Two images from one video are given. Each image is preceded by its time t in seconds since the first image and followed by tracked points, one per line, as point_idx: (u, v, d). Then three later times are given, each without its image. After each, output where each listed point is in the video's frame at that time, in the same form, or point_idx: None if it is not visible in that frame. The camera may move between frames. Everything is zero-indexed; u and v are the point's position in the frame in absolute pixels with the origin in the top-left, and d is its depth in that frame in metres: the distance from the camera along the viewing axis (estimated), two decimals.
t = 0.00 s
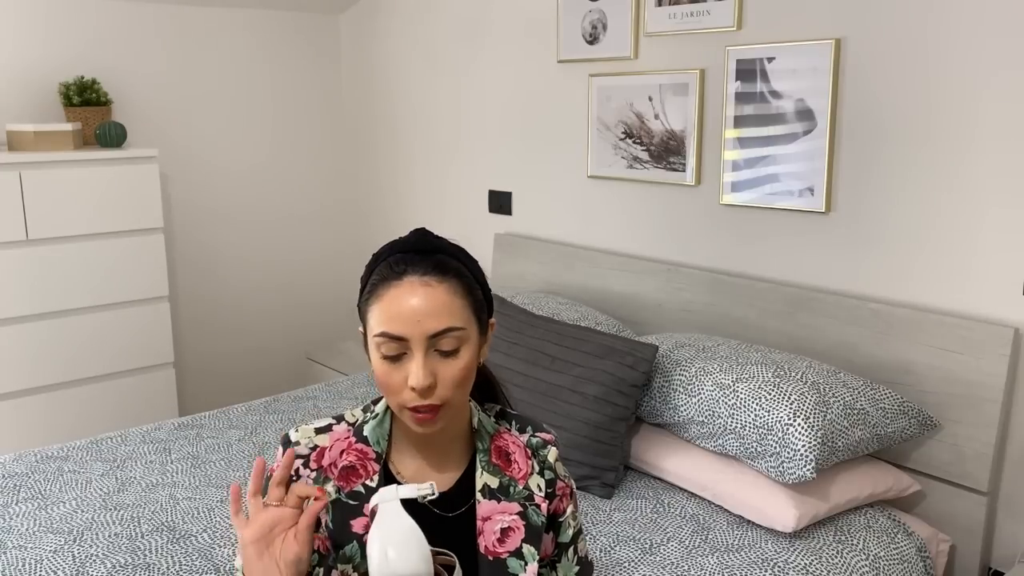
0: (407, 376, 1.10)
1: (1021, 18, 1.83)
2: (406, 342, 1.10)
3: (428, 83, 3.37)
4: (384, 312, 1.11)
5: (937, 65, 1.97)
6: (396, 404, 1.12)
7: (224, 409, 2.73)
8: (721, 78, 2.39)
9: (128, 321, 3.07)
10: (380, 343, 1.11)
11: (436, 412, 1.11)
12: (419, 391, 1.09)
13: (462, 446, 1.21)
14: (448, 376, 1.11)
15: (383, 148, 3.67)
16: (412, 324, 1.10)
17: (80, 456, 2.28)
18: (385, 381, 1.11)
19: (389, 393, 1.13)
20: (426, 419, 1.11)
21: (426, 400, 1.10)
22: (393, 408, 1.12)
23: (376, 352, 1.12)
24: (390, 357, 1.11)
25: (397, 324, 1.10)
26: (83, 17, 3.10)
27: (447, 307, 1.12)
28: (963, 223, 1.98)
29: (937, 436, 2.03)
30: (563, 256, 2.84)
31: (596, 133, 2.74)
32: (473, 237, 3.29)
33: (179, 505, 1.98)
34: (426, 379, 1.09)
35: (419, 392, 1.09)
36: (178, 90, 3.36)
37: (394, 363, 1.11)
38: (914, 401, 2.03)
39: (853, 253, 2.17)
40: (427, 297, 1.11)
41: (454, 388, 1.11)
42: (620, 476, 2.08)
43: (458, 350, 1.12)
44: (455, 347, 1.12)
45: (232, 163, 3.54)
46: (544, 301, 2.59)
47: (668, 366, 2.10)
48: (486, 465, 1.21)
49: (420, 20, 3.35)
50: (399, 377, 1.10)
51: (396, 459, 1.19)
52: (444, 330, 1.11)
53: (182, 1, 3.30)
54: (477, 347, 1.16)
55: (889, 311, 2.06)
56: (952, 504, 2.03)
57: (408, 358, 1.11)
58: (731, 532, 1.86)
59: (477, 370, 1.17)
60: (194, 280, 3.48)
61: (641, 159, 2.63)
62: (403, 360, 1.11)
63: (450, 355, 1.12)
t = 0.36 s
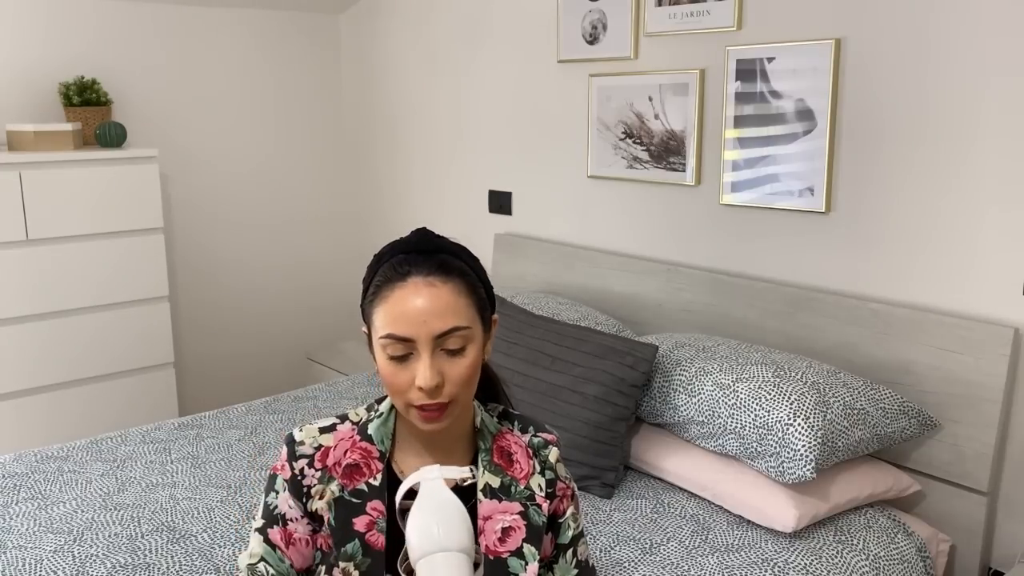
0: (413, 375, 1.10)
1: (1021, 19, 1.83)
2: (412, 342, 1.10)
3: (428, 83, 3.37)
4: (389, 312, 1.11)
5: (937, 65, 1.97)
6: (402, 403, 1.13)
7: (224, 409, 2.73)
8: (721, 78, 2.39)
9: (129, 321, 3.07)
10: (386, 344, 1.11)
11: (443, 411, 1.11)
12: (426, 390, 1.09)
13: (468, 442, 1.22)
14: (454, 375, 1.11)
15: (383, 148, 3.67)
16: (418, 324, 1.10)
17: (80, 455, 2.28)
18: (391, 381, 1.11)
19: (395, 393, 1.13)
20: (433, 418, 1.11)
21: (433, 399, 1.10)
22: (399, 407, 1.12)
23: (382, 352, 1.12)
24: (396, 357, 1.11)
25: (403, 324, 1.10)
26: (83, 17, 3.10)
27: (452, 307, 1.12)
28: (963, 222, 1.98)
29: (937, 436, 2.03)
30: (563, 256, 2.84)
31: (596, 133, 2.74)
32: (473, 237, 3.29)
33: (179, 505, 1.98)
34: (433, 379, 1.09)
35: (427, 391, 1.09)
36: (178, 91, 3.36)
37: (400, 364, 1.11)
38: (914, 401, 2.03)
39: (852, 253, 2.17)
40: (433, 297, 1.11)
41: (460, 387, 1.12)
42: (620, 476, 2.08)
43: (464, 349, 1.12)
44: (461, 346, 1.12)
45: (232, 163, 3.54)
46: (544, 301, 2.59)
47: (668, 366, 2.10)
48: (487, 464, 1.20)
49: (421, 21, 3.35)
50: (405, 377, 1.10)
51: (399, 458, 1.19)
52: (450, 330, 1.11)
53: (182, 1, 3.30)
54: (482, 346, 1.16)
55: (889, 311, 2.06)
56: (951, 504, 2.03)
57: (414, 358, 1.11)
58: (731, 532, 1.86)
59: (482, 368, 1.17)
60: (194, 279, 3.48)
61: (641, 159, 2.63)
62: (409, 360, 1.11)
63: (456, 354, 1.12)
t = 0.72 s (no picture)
0: (416, 383, 1.10)
1: (1021, 18, 1.83)
2: (415, 349, 1.10)
3: (428, 83, 3.37)
4: (392, 318, 1.11)
5: (936, 65, 1.97)
6: (404, 409, 1.13)
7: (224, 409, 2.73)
8: (721, 78, 2.39)
9: (129, 320, 3.07)
10: (389, 349, 1.11)
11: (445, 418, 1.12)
12: (428, 398, 1.09)
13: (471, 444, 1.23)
14: (457, 382, 1.11)
15: (383, 148, 3.67)
16: (422, 330, 1.10)
17: (80, 455, 2.28)
18: (394, 387, 1.11)
19: (398, 398, 1.13)
20: (434, 426, 1.11)
21: (435, 406, 1.10)
22: (402, 412, 1.13)
23: (385, 358, 1.12)
24: (399, 363, 1.11)
25: (406, 331, 1.10)
26: (83, 17, 3.10)
27: (455, 314, 1.12)
28: (963, 222, 1.98)
29: (937, 436, 2.03)
30: (563, 256, 2.84)
31: (596, 133, 2.74)
32: (473, 237, 3.29)
33: (180, 505, 1.98)
34: (435, 386, 1.09)
35: (429, 399, 1.09)
36: (178, 90, 3.36)
37: (403, 370, 1.11)
38: (914, 401, 2.03)
39: (852, 253, 2.17)
40: (436, 304, 1.11)
41: (462, 394, 1.12)
42: (620, 476, 2.08)
43: (466, 357, 1.13)
44: (464, 353, 1.12)
45: (232, 163, 3.54)
46: (545, 301, 2.59)
47: (668, 366, 2.10)
48: (489, 465, 1.21)
49: (421, 21, 3.35)
50: (408, 383, 1.11)
51: (401, 458, 1.20)
52: (453, 337, 1.11)
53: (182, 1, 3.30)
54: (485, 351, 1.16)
55: (888, 311, 2.06)
56: (951, 504, 2.04)
57: (417, 365, 1.11)
58: (731, 532, 1.86)
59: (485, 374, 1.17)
60: (194, 279, 3.48)
61: (641, 159, 2.63)
62: (412, 366, 1.11)
63: (458, 362, 1.12)
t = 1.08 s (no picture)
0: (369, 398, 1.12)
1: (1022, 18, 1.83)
2: (370, 366, 1.11)
3: (427, 83, 3.37)
4: (355, 332, 1.13)
5: (936, 65, 1.97)
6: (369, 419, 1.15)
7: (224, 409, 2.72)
8: (721, 78, 2.39)
9: (130, 320, 3.07)
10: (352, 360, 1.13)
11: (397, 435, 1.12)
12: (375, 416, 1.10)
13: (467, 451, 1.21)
14: (407, 403, 1.11)
15: (383, 148, 3.67)
16: (373, 348, 1.10)
17: (80, 455, 2.28)
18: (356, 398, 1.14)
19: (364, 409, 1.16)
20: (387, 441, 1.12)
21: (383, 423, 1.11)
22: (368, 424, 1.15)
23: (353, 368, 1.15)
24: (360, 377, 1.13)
25: (361, 345, 1.11)
26: (83, 17, 3.10)
27: (411, 335, 1.10)
28: (963, 222, 1.98)
29: (938, 436, 2.03)
30: (563, 256, 2.84)
31: (596, 133, 2.74)
32: (473, 237, 3.30)
33: (180, 505, 1.98)
34: (381, 404, 1.10)
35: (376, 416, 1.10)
36: (178, 90, 3.36)
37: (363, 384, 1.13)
38: (914, 401, 2.03)
39: (852, 253, 2.17)
40: (392, 323, 1.10)
41: (414, 415, 1.11)
42: (620, 476, 2.08)
43: (421, 379, 1.11)
44: (418, 375, 1.11)
45: (232, 163, 3.54)
46: (545, 301, 2.59)
47: (668, 366, 2.10)
48: (493, 467, 1.21)
49: (420, 21, 3.35)
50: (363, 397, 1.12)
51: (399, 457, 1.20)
52: (405, 358, 1.10)
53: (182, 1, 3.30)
54: (451, 374, 1.14)
55: (888, 311, 2.06)
56: (951, 504, 2.03)
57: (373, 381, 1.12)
58: (731, 532, 1.86)
59: (454, 397, 1.15)
60: (194, 279, 3.48)
61: (641, 159, 2.63)
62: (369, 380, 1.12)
63: (412, 384, 1.11)
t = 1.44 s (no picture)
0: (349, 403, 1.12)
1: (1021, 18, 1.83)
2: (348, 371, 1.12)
3: (427, 82, 3.37)
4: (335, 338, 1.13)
5: (936, 65, 1.97)
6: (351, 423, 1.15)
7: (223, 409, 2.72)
8: (721, 78, 2.39)
9: (130, 320, 3.07)
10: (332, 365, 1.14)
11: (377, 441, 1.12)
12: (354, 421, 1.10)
13: (456, 451, 1.22)
14: (385, 410, 1.11)
15: (383, 148, 3.67)
16: (350, 355, 1.10)
17: (80, 455, 2.29)
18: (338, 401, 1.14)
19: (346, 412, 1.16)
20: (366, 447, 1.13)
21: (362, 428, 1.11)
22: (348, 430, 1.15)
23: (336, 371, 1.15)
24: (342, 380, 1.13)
25: (339, 351, 1.11)
26: (83, 17, 3.10)
27: (388, 343, 1.10)
28: (963, 222, 1.98)
29: (938, 436, 2.03)
30: (563, 256, 2.84)
31: (596, 133, 2.74)
32: (473, 238, 3.30)
33: (179, 505, 1.98)
34: (358, 410, 1.10)
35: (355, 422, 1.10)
36: (178, 91, 3.36)
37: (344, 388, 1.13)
38: (914, 401, 2.03)
39: (852, 253, 2.17)
40: (370, 331, 1.10)
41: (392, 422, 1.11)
42: (620, 476, 2.08)
43: (399, 387, 1.11)
44: (396, 384, 1.11)
45: (232, 163, 3.54)
46: (544, 301, 2.59)
47: (668, 366, 2.09)
48: (484, 469, 1.20)
49: (420, 21, 3.35)
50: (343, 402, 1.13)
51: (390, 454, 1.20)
52: (382, 366, 1.10)
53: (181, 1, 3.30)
54: (430, 382, 1.13)
55: (888, 311, 2.06)
56: (952, 504, 2.03)
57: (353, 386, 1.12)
58: (730, 532, 1.86)
59: (433, 405, 1.15)
60: (195, 279, 3.48)
61: (641, 159, 2.62)
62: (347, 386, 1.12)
63: (390, 391, 1.11)
